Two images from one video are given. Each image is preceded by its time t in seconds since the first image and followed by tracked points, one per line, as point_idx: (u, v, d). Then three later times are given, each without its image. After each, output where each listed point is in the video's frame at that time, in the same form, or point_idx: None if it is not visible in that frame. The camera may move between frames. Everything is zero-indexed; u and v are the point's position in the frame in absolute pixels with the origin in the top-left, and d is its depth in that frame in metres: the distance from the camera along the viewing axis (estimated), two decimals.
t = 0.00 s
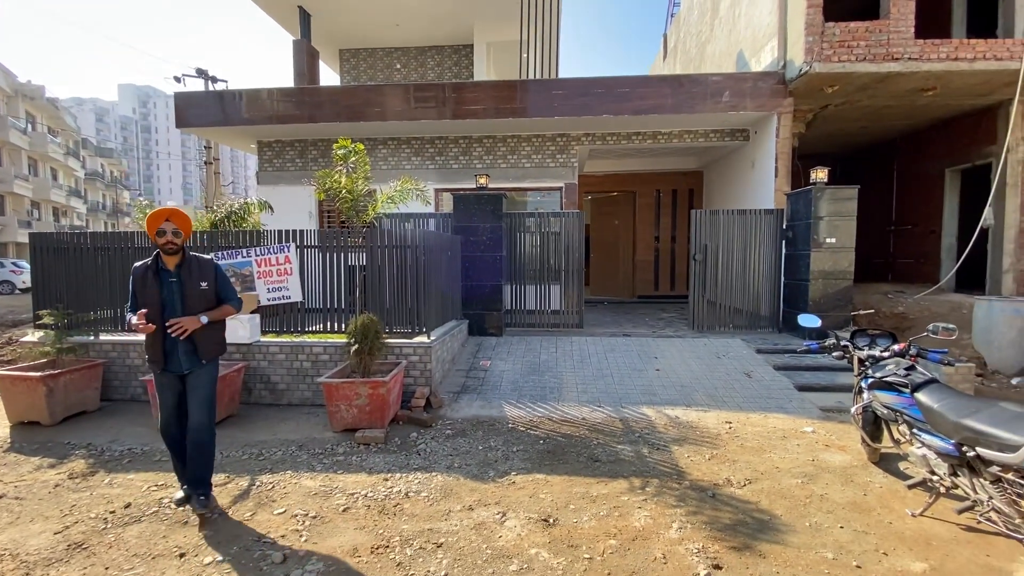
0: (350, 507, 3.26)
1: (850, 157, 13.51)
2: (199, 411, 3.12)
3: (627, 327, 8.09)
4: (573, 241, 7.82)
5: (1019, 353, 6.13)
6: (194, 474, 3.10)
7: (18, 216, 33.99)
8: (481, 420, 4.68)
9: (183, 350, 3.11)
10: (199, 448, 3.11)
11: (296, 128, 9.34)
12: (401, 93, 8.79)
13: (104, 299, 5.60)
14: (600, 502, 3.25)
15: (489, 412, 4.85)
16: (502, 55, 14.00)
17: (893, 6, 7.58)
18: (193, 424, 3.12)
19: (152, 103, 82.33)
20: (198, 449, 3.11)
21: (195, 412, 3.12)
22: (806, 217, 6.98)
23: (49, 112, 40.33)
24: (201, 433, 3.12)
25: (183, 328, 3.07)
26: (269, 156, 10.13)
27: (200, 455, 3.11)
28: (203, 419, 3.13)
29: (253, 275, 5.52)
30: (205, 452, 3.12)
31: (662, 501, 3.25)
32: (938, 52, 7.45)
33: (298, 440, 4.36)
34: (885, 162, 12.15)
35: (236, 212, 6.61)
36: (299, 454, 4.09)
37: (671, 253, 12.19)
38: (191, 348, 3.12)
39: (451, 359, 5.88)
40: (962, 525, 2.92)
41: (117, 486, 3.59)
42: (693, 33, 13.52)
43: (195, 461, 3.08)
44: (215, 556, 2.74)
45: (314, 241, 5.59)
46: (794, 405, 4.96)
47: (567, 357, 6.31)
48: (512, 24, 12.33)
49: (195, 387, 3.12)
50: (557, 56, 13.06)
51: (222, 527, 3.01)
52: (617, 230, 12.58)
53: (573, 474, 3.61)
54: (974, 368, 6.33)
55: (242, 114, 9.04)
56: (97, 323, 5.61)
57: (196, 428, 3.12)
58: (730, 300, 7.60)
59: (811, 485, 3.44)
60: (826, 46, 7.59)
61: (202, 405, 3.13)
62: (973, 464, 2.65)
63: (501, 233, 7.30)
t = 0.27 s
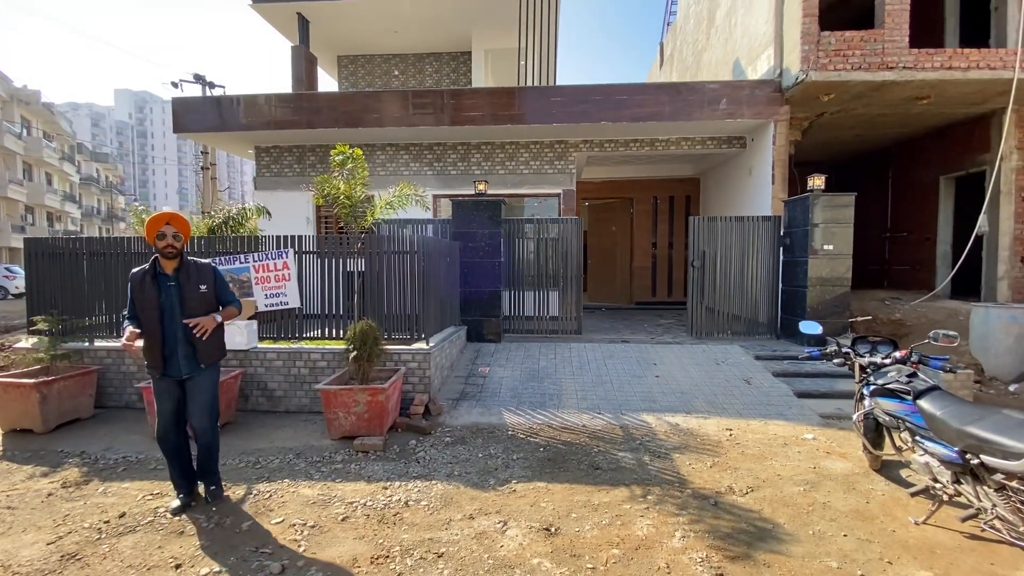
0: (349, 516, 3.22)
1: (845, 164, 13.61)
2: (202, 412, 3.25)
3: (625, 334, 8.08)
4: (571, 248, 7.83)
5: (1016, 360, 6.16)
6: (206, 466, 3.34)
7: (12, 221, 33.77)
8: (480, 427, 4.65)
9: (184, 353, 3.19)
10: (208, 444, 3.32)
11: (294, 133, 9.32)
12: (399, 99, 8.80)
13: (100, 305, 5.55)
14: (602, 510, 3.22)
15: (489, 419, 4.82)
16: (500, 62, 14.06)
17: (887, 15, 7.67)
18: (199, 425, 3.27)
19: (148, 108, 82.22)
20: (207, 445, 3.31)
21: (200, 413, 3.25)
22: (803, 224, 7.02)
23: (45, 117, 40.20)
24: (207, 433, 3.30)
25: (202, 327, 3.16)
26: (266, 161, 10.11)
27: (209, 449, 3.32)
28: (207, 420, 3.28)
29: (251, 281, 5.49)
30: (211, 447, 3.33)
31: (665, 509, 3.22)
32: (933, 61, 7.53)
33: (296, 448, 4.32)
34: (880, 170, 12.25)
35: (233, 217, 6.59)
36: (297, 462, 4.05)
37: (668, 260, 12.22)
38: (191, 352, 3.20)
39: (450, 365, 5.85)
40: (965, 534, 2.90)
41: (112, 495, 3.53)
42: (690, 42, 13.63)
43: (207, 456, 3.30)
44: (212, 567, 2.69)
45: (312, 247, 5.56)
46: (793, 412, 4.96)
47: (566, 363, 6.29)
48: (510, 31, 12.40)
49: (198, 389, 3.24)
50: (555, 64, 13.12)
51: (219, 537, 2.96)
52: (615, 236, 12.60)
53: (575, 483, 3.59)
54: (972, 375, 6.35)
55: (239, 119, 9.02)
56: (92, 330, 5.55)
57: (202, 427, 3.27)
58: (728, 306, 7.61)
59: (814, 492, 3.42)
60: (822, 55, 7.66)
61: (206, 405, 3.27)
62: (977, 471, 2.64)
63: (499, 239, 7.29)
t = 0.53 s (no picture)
0: (347, 527, 3.18)
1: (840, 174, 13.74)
2: (220, 416, 3.27)
3: (623, 342, 8.08)
4: (569, 256, 7.84)
5: (1012, 368, 6.18)
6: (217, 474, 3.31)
7: (6, 228, 33.60)
8: (478, 436, 4.62)
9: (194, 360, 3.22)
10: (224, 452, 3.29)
11: (292, 141, 9.34)
12: (397, 108, 8.84)
13: (95, 313, 5.51)
14: (602, 520, 3.20)
15: (487, 428, 4.80)
16: (498, 71, 14.16)
17: (880, 28, 7.77)
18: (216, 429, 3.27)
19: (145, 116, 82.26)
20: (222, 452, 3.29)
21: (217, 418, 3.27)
22: (799, 233, 7.06)
23: (41, 124, 40.16)
24: (224, 438, 3.29)
25: (214, 326, 3.24)
26: (264, 169, 10.11)
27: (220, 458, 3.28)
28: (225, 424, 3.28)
29: (248, 289, 5.45)
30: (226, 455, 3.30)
31: (665, 519, 3.20)
32: (925, 73, 7.63)
33: (292, 457, 4.28)
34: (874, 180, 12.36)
35: (231, 224, 6.59)
36: (293, 472, 4.01)
37: (665, 268, 12.27)
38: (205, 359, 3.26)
39: (448, 374, 5.82)
40: (965, 543, 2.90)
41: (105, 506, 3.48)
42: (685, 53, 13.78)
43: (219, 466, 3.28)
44: None
45: (310, 255, 5.55)
46: (792, 420, 4.95)
47: (564, 372, 6.27)
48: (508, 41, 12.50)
49: (213, 395, 3.28)
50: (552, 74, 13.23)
51: (214, 549, 2.92)
52: (612, 245, 12.64)
53: (574, 493, 3.56)
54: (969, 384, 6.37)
55: (237, 128, 9.03)
56: (87, 338, 5.51)
57: (218, 433, 3.27)
58: (725, 315, 7.63)
59: (814, 502, 3.41)
60: (816, 67, 7.75)
61: (222, 409, 3.30)
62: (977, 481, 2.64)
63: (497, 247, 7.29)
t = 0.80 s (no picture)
0: (343, 540, 3.15)
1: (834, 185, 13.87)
2: (234, 423, 3.37)
3: (620, 352, 8.08)
4: (566, 266, 7.87)
5: (1007, 380, 6.21)
6: (246, 480, 3.38)
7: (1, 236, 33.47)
8: (475, 447, 4.60)
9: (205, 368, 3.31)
10: (242, 457, 3.38)
11: (290, 151, 9.37)
12: (395, 119, 8.89)
13: (91, 322, 5.49)
14: (600, 533, 3.18)
15: (484, 439, 4.77)
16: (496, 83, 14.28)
17: (872, 43, 7.89)
18: (233, 434, 3.36)
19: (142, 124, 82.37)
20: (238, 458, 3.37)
21: (231, 425, 3.36)
22: (795, 244, 7.11)
23: (39, 133, 40.18)
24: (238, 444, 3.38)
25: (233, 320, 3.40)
26: (262, 179, 10.13)
27: (248, 460, 3.40)
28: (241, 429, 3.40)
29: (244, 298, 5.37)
30: (246, 460, 3.38)
31: (664, 532, 3.19)
32: (917, 87, 7.75)
33: (288, 469, 4.24)
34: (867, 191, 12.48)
35: (228, 234, 6.59)
36: (289, 483, 3.97)
37: (662, 278, 12.31)
38: (217, 368, 3.36)
39: (445, 384, 5.80)
40: (964, 556, 2.89)
41: (98, 518, 3.44)
42: (681, 65, 13.95)
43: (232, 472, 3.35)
44: None
45: (307, 264, 5.55)
46: (789, 431, 4.95)
47: (561, 382, 6.26)
48: (506, 54, 12.63)
49: (224, 403, 3.35)
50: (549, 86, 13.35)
51: (209, 563, 2.89)
52: (609, 255, 12.69)
53: (572, 504, 3.54)
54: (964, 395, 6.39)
55: (235, 137, 9.06)
56: (83, 347, 5.47)
57: (233, 438, 3.36)
58: (721, 325, 7.66)
59: (812, 514, 3.40)
60: (810, 80, 7.86)
61: (234, 416, 3.39)
62: (974, 492, 2.64)
63: (495, 257, 7.31)
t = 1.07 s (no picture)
0: (337, 554, 3.11)
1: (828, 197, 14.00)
2: (245, 439, 3.37)
3: (617, 363, 8.08)
4: (563, 277, 7.89)
5: (1002, 391, 6.23)
6: (251, 499, 3.33)
7: None
8: (472, 460, 4.57)
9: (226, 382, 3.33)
10: (249, 474, 3.35)
11: (288, 162, 9.40)
12: (393, 130, 8.94)
13: (86, 332, 5.45)
14: (597, 546, 3.16)
15: (481, 451, 4.75)
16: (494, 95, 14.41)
17: (864, 58, 8.03)
18: (243, 450, 3.36)
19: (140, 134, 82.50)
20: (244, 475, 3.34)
21: (241, 441, 3.36)
22: (790, 256, 7.16)
23: (36, 142, 40.21)
24: (247, 460, 3.37)
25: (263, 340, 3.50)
26: (260, 189, 10.15)
27: (256, 477, 3.36)
28: (249, 446, 3.38)
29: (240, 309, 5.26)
30: (253, 477, 3.35)
31: (661, 545, 3.17)
32: (909, 101, 7.87)
33: (283, 481, 4.21)
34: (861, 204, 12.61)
35: (225, 244, 6.59)
36: (284, 496, 3.93)
37: (658, 289, 12.35)
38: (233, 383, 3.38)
39: (441, 396, 5.78)
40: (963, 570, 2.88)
41: (89, 532, 3.39)
42: (676, 79, 14.12)
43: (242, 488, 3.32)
44: None
45: (305, 275, 5.55)
46: (787, 443, 4.95)
47: (559, 394, 6.25)
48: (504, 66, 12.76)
49: (236, 419, 3.35)
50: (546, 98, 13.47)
51: None
52: (606, 266, 12.73)
53: (569, 518, 3.52)
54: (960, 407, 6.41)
55: (233, 148, 9.09)
56: (77, 358, 5.43)
57: (243, 454, 3.36)
58: (718, 336, 7.67)
59: (810, 527, 3.39)
60: (803, 95, 7.97)
61: (245, 433, 3.39)
62: (971, 505, 2.64)
63: (492, 268, 7.32)
